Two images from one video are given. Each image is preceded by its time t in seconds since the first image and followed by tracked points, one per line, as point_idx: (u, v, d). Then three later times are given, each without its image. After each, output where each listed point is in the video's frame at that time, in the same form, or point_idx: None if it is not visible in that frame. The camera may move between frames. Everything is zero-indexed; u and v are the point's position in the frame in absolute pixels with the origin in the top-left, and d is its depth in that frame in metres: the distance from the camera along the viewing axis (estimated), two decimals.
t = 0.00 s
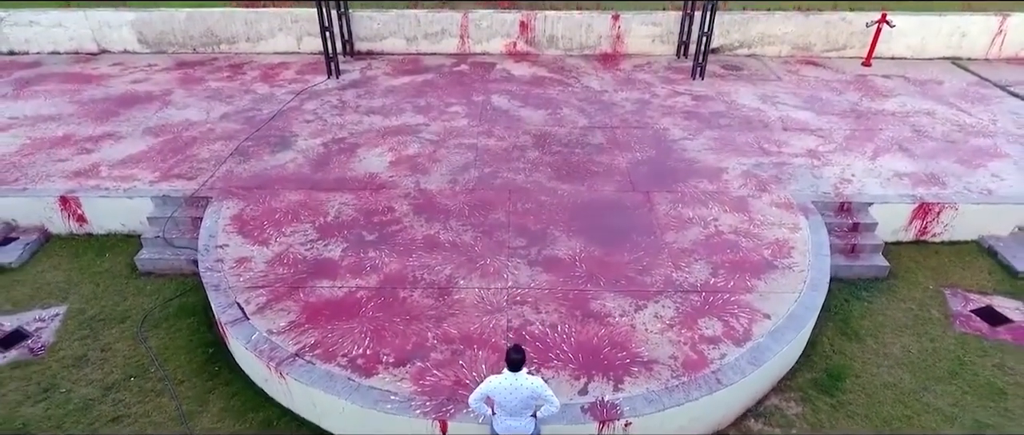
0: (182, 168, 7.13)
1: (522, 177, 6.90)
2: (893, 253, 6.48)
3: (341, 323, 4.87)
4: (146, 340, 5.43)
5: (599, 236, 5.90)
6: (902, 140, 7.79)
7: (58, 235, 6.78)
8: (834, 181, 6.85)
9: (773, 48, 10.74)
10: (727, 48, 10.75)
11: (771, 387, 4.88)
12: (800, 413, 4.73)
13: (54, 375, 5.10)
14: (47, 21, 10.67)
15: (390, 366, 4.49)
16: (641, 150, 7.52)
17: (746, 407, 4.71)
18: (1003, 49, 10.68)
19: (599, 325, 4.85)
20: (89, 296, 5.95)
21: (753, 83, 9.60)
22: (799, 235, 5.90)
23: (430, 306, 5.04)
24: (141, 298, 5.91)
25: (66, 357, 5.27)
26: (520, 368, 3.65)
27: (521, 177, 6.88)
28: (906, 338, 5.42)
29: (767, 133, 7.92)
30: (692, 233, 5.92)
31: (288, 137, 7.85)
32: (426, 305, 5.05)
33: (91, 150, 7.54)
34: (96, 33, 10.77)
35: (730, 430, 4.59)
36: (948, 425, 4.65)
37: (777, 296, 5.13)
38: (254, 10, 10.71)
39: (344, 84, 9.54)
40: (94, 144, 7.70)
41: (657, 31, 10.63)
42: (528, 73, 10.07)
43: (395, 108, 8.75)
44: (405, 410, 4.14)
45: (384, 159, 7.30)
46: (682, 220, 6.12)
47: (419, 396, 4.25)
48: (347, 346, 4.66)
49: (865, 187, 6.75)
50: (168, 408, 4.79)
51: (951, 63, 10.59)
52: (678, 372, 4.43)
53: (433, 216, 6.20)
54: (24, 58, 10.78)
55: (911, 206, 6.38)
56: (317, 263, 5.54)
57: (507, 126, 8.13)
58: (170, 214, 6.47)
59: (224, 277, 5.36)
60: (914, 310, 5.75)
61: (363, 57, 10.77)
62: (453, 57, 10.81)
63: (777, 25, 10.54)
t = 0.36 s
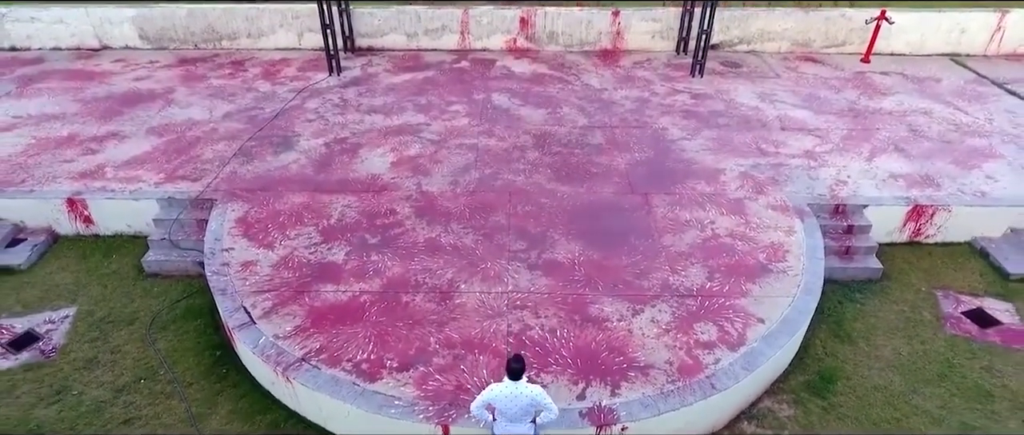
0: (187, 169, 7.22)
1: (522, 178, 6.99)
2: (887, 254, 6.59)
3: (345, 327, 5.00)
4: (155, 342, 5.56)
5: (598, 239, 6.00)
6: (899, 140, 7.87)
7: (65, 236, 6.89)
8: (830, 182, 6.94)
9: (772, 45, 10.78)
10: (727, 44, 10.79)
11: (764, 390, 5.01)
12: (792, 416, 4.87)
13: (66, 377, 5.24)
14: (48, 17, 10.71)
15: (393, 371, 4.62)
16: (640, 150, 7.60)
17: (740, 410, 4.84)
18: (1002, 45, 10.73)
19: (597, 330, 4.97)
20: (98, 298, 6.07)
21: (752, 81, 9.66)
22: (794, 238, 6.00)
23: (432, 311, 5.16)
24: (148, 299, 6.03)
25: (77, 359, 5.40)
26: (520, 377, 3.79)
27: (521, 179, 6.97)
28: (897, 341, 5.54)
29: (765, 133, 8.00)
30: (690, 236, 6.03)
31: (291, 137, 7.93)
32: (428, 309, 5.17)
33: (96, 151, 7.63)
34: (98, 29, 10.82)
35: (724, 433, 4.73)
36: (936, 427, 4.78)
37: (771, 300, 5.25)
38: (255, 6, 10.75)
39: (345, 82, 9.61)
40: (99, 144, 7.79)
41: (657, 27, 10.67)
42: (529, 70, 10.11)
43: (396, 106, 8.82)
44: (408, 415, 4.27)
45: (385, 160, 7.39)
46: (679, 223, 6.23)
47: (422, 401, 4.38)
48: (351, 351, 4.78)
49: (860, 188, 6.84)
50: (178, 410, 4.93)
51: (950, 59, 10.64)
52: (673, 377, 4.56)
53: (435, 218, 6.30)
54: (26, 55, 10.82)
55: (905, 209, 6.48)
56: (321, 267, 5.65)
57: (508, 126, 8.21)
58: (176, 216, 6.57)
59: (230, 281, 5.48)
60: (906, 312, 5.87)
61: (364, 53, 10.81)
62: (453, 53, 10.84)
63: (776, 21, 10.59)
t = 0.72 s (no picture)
0: (191, 171, 7.32)
1: (522, 180, 7.09)
2: (881, 256, 6.70)
3: (349, 332, 5.12)
4: (163, 345, 5.69)
5: (597, 242, 6.11)
6: (895, 141, 7.96)
7: (73, 237, 7.00)
8: (826, 184, 7.04)
9: (771, 42, 10.83)
10: (726, 41, 10.83)
11: (758, 392, 5.14)
12: (785, 418, 5.00)
13: (77, 379, 5.37)
14: (50, 15, 10.76)
15: (397, 375, 4.75)
16: (638, 152, 7.69)
17: (734, 412, 4.98)
18: (1001, 43, 10.79)
19: (595, 334, 5.09)
20: (107, 300, 6.19)
21: (750, 79, 9.72)
22: (790, 242, 6.11)
23: (435, 315, 5.28)
24: (156, 302, 6.15)
25: (88, 361, 5.53)
26: (520, 385, 3.93)
27: (521, 181, 7.07)
28: (889, 343, 5.67)
29: (763, 134, 8.09)
30: (687, 240, 6.14)
31: (294, 138, 8.02)
32: (430, 314, 5.30)
33: (101, 152, 7.73)
34: (100, 27, 10.87)
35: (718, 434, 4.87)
36: (924, 429, 4.92)
37: (766, 304, 5.36)
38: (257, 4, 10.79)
39: (347, 81, 9.68)
40: (104, 145, 7.88)
41: (657, 25, 10.73)
42: (529, 68, 10.18)
43: (397, 106, 8.89)
44: (412, 419, 4.40)
45: (387, 161, 7.48)
46: (677, 226, 6.33)
47: (425, 405, 4.51)
48: (356, 355, 4.91)
49: (855, 191, 6.94)
50: (188, 413, 5.07)
51: (949, 57, 10.70)
52: (669, 382, 4.68)
53: (437, 221, 6.41)
54: (28, 52, 10.87)
55: (899, 212, 6.59)
56: (325, 271, 5.77)
57: (508, 126, 8.29)
58: (182, 219, 6.67)
59: (237, 285, 5.59)
60: (898, 314, 5.99)
61: (365, 50, 10.86)
62: (454, 50, 10.90)
63: (775, 19, 10.65)
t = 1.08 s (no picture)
0: (196, 173, 7.42)
1: (522, 182, 7.19)
2: (875, 258, 6.81)
3: (354, 335, 5.25)
4: (172, 346, 5.83)
5: (596, 245, 6.23)
6: (892, 141, 8.04)
7: (80, 239, 7.12)
8: (822, 186, 7.14)
9: (770, 40, 10.88)
10: (726, 39, 10.88)
11: (752, 394, 5.27)
12: (778, 419, 5.14)
13: (89, 381, 5.52)
14: (53, 13, 10.81)
15: (400, 379, 4.88)
16: (637, 153, 7.78)
17: (729, 414, 5.11)
18: (999, 40, 10.83)
19: (594, 337, 5.22)
20: (115, 302, 6.32)
21: (749, 78, 9.79)
22: (785, 245, 6.21)
23: (437, 319, 5.40)
24: (163, 303, 6.28)
25: (98, 363, 5.67)
26: (520, 391, 4.08)
27: (521, 183, 7.17)
28: (881, 345, 5.79)
29: (761, 135, 8.17)
30: (684, 243, 6.25)
31: (297, 139, 8.11)
32: (432, 317, 5.42)
33: (107, 153, 7.82)
34: (102, 25, 10.91)
35: None
36: (913, 430, 5.06)
37: (761, 308, 5.48)
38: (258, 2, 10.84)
39: (348, 80, 9.75)
40: (109, 146, 7.98)
41: (657, 22, 10.78)
42: (529, 66, 10.24)
43: (399, 106, 8.97)
44: (415, 422, 4.54)
45: (389, 163, 7.58)
46: (674, 229, 6.44)
47: (427, 408, 4.65)
48: (360, 359, 5.04)
49: (851, 193, 7.04)
50: (197, 414, 5.22)
51: (948, 54, 10.75)
52: (665, 385, 4.81)
53: (438, 224, 6.52)
54: (31, 50, 10.92)
55: (893, 214, 6.69)
56: (329, 275, 5.88)
57: (509, 127, 8.38)
58: (187, 221, 6.79)
59: (243, 289, 5.71)
60: (891, 316, 6.11)
61: (366, 48, 10.91)
62: (454, 48, 10.95)
63: (775, 17, 10.70)
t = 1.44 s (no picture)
0: (203, 172, 7.59)
1: (522, 182, 7.35)
2: (865, 256, 6.99)
3: (359, 335, 5.44)
4: (183, 344, 6.03)
5: (594, 245, 6.40)
6: (885, 140, 8.19)
7: (90, 237, 7.30)
8: (815, 186, 7.30)
9: (768, 36, 10.99)
10: (724, 35, 10.98)
11: (743, 390, 5.47)
12: (767, 415, 5.35)
13: (104, 377, 5.73)
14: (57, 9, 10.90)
15: (405, 377, 5.08)
16: (635, 152, 7.93)
17: (720, 410, 5.32)
18: (995, 36, 10.94)
19: (590, 337, 5.42)
20: (127, 300, 6.52)
21: (747, 75, 9.91)
22: (777, 245, 6.39)
23: (439, 318, 5.60)
24: (174, 301, 6.48)
25: (113, 360, 5.88)
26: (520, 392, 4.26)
27: (521, 183, 7.33)
28: (868, 342, 5.99)
29: (756, 133, 8.31)
30: (679, 243, 6.42)
31: (300, 137, 8.26)
32: (435, 317, 5.61)
33: (115, 152, 7.99)
34: (105, 21, 11.01)
35: (704, 430, 5.22)
36: (897, 426, 5.27)
37: (752, 308, 5.67)
38: None
39: (351, 77, 9.88)
40: (117, 145, 8.13)
41: (656, 18, 10.89)
42: (529, 63, 10.35)
43: (401, 104, 9.11)
44: (419, 419, 4.75)
45: (392, 162, 7.74)
46: (670, 229, 6.61)
47: (431, 406, 4.86)
48: (366, 358, 5.24)
49: (843, 193, 7.21)
50: (209, 410, 5.44)
51: (944, 50, 10.85)
52: (658, 384, 5.02)
53: (440, 224, 6.69)
54: (36, 45, 11.03)
55: (884, 213, 6.87)
56: (335, 275, 6.07)
57: (509, 125, 8.52)
58: (196, 221, 6.97)
59: (252, 289, 5.90)
60: (879, 314, 6.31)
61: (368, 44, 11.01)
62: (455, 44, 11.05)
63: (772, 13, 10.82)
